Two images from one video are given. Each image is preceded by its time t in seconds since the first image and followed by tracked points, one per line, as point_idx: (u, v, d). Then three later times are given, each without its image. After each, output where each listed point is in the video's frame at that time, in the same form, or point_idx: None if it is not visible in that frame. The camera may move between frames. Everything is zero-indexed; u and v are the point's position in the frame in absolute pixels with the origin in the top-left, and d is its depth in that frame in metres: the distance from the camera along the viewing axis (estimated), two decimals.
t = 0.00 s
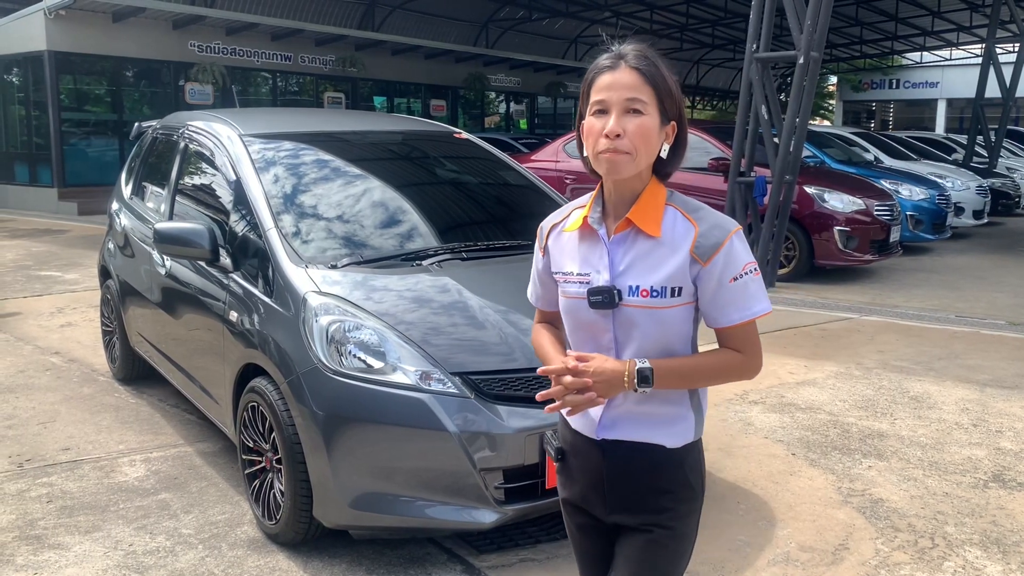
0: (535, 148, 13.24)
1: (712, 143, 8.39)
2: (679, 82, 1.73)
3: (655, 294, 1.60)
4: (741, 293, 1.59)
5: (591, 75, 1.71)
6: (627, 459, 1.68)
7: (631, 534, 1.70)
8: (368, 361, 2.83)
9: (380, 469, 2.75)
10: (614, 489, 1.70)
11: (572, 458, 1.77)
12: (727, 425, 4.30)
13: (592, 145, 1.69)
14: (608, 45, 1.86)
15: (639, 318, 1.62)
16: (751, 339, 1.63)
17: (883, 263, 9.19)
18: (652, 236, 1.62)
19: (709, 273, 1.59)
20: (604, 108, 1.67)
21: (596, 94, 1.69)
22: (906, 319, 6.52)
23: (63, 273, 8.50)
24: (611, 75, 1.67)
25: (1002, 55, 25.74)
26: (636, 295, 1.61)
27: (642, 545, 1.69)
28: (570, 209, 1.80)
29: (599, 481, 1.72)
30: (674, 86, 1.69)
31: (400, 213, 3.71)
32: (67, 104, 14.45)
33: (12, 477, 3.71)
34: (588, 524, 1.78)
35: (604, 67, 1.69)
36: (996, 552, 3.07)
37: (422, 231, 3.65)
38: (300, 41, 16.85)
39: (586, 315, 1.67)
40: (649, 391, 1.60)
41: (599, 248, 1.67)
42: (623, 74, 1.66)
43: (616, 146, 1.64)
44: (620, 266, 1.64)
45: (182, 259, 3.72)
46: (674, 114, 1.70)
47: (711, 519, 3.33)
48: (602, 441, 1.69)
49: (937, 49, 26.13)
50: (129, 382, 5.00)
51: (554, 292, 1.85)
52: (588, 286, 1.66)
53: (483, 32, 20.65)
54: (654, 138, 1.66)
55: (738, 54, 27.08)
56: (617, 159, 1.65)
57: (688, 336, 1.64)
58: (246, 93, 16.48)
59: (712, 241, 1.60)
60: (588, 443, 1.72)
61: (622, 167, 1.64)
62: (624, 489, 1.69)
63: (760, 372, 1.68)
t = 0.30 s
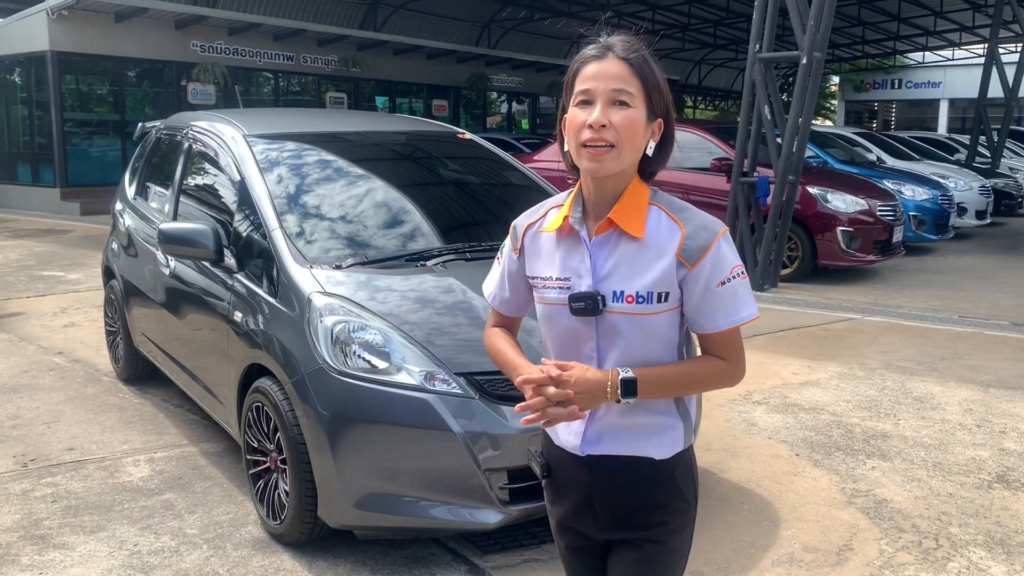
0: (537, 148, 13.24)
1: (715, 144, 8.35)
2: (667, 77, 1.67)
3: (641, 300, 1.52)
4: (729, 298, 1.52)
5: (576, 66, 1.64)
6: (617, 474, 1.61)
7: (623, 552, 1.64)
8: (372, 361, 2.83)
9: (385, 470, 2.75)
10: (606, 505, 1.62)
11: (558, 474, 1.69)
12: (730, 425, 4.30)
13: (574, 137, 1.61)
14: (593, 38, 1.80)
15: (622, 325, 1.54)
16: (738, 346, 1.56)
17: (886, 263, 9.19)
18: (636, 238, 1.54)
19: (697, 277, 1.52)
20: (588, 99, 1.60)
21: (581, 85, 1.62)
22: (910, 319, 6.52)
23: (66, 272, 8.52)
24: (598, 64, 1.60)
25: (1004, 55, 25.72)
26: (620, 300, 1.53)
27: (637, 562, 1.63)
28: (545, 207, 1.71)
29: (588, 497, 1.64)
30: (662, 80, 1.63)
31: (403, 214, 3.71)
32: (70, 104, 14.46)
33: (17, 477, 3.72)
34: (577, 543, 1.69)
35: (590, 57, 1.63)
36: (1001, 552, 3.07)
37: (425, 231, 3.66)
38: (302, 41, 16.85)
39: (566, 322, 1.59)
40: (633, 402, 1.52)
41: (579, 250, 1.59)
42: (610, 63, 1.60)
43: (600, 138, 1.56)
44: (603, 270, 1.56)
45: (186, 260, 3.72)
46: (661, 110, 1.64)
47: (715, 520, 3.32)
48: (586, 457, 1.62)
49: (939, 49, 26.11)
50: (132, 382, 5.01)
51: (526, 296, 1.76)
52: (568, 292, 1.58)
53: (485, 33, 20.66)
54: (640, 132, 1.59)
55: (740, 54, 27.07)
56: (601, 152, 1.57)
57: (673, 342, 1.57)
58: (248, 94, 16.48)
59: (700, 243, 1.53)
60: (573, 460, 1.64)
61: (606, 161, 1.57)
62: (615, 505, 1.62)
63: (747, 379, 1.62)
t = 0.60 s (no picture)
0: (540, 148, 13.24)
1: (720, 144, 8.33)
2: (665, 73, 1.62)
3: (638, 302, 1.48)
4: (730, 301, 1.49)
5: (570, 61, 1.59)
6: (612, 488, 1.57)
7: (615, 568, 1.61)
8: (378, 361, 2.84)
9: (390, 469, 2.76)
10: (599, 521, 1.58)
11: (546, 491, 1.64)
12: (735, 426, 4.30)
13: (567, 135, 1.56)
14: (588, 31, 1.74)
15: (619, 327, 1.49)
16: (739, 351, 1.53)
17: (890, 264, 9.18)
18: (633, 237, 1.50)
19: (698, 279, 1.48)
20: (584, 96, 1.55)
21: (576, 80, 1.56)
22: (914, 320, 6.52)
23: (71, 272, 8.53)
24: (593, 59, 1.55)
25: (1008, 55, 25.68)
26: (617, 302, 1.48)
27: None
28: (537, 206, 1.66)
29: (580, 514, 1.60)
30: (660, 75, 1.58)
31: (407, 213, 3.72)
32: (73, 104, 14.50)
33: (23, 476, 3.73)
34: (562, 563, 1.64)
35: (584, 52, 1.58)
36: (1006, 553, 3.07)
37: (430, 231, 3.67)
38: (305, 41, 16.87)
39: (559, 324, 1.53)
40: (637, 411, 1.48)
41: (574, 249, 1.54)
42: (605, 59, 1.55)
43: (596, 136, 1.51)
44: (598, 270, 1.51)
45: (191, 260, 3.73)
46: (659, 106, 1.59)
47: (720, 521, 3.32)
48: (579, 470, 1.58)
49: (943, 49, 26.07)
50: (137, 382, 5.02)
51: (513, 298, 1.70)
52: (563, 292, 1.52)
53: (489, 32, 20.66)
54: (637, 129, 1.54)
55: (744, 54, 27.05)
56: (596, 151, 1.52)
57: (670, 348, 1.53)
58: (252, 94, 16.49)
59: (701, 244, 1.49)
60: (564, 476, 1.60)
61: (602, 160, 1.52)
62: (608, 520, 1.58)
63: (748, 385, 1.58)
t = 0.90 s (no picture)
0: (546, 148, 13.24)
1: (725, 144, 8.34)
2: (662, 70, 1.59)
3: (647, 309, 1.48)
4: (738, 306, 1.48)
5: (564, 66, 1.57)
6: (622, 499, 1.56)
7: None
8: (385, 361, 2.85)
9: (397, 469, 2.76)
10: (602, 531, 1.57)
11: (550, 494, 1.62)
12: (741, 427, 4.29)
13: (564, 145, 1.55)
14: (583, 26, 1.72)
15: (626, 335, 1.49)
16: (747, 356, 1.52)
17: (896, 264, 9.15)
18: (641, 244, 1.50)
19: (705, 284, 1.48)
20: (578, 104, 1.54)
21: (569, 88, 1.55)
22: (920, 321, 6.50)
23: (78, 272, 8.56)
24: (586, 65, 1.54)
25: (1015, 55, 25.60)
26: (625, 309, 1.48)
27: None
28: (537, 211, 1.65)
29: (585, 520, 1.59)
30: (657, 74, 1.56)
31: (413, 214, 3.73)
32: (80, 104, 14.54)
33: (31, 475, 3.75)
34: (555, 566, 1.63)
35: (577, 55, 1.55)
36: (1013, 554, 3.07)
37: (435, 232, 3.67)
38: (311, 41, 16.90)
39: (565, 333, 1.53)
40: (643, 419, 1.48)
41: (579, 258, 1.54)
42: (598, 64, 1.53)
43: (592, 147, 1.50)
44: (605, 279, 1.50)
45: (198, 260, 3.74)
46: (657, 106, 1.57)
47: (727, 522, 3.32)
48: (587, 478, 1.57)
49: (950, 49, 26.00)
50: (144, 381, 5.03)
51: (517, 306, 1.69)
52: (568, 301, 1.52)
53: (494, 33, 20.67)
54: (635, 134, 1.53)
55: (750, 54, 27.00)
56: (593, 161, 1.52)
57: (677, 353, 1.53)
58: (257, 94, 16.51)
59: (708, 249, 1.48)
60: (572, 482, 1.59)
61: (599, 171, 1.51)
62: (612, 531, 1.57)
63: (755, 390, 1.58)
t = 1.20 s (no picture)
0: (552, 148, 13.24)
1: (731, 143, 8.33)
2: (662, 73, 1.59)
3: (657, 312, 1.48)
4: (747, 306, 1.49)
5: (562, 75, 1.57)
6: (631, 500, 1.56)
7: None
8: (392, 361, 2.85)
9: (404, 469, 2.76)
10: (609, 532, 1.57)
11: (556, 494, 1.62)
12: (748, 428, 4.29)
13: (565, 152, 1.55)
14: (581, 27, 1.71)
15: (637, 340, 1.48)
16: (756, 356, 1.53)
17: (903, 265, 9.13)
18: (648, 246, 1.50)
19: (715, 286, 1.48)
20: (578, 114, 1.53)
21: (568, 98, 1.55)
22: (928, 322, 6.48)
23: (85, 272, 8.59)
24: (585, 75, 1.53)
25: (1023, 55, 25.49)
26: (635, 313, 1.48)
27: None
28: (542, 212, 1.64)
29: (592, 522, 1.59)
30: (656, 78, 1.56)
31: (419, 214, 3.73)
32: (88, 104, 14.59)
33: (39, 474, 3.76)
34: (560, 568, 1.62)
35: (575, 64, 1.55)
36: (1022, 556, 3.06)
37: (442, 232, 3.68)
38: (317, 41, 16.93)
39: (574, 339, 1.51)
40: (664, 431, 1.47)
41: (587, 261, 1.53)
42: (598, 73, 1.52)
43: (594, 156, 1.50)
44: (613, 283, 1.50)
45: (205, 260, 3.75)
46: (658, 109, 1.57)
47: (734, 523, 3.32)
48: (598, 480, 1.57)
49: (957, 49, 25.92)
50: (151, 381, 5.05)
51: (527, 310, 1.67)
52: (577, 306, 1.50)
53: (500, 33, 20.68)
54: (636, 141, 1.52)
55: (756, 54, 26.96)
56: (595, 169, 1.51)
57: (686, 354, 1.53)
58: (264, 94, 16.53)
59: (717, 250, 1.49)
60: (579, 483, 1.59)
61: (601, 181, 1.51)
62: (620, 532, 1.57)
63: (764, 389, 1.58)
